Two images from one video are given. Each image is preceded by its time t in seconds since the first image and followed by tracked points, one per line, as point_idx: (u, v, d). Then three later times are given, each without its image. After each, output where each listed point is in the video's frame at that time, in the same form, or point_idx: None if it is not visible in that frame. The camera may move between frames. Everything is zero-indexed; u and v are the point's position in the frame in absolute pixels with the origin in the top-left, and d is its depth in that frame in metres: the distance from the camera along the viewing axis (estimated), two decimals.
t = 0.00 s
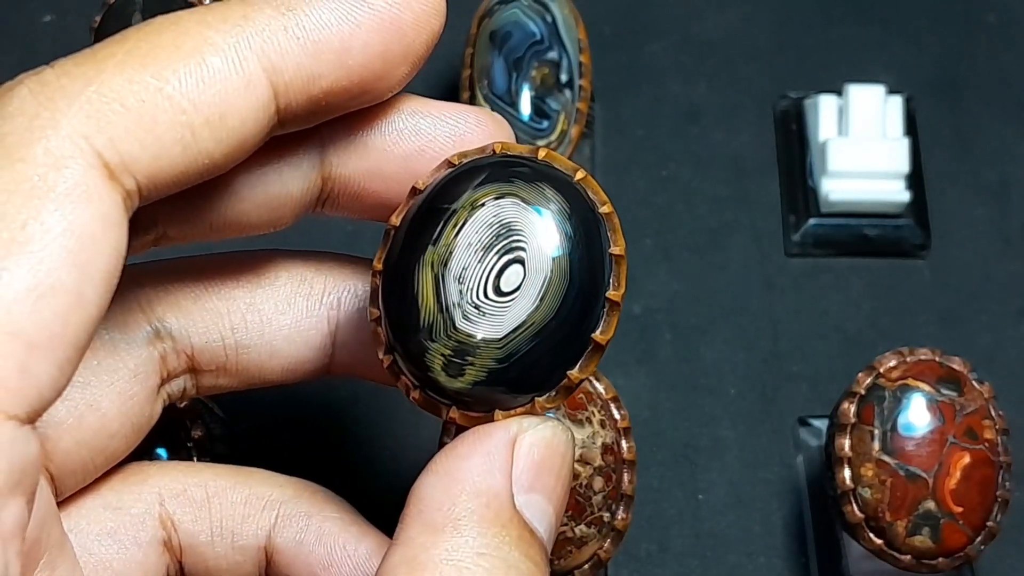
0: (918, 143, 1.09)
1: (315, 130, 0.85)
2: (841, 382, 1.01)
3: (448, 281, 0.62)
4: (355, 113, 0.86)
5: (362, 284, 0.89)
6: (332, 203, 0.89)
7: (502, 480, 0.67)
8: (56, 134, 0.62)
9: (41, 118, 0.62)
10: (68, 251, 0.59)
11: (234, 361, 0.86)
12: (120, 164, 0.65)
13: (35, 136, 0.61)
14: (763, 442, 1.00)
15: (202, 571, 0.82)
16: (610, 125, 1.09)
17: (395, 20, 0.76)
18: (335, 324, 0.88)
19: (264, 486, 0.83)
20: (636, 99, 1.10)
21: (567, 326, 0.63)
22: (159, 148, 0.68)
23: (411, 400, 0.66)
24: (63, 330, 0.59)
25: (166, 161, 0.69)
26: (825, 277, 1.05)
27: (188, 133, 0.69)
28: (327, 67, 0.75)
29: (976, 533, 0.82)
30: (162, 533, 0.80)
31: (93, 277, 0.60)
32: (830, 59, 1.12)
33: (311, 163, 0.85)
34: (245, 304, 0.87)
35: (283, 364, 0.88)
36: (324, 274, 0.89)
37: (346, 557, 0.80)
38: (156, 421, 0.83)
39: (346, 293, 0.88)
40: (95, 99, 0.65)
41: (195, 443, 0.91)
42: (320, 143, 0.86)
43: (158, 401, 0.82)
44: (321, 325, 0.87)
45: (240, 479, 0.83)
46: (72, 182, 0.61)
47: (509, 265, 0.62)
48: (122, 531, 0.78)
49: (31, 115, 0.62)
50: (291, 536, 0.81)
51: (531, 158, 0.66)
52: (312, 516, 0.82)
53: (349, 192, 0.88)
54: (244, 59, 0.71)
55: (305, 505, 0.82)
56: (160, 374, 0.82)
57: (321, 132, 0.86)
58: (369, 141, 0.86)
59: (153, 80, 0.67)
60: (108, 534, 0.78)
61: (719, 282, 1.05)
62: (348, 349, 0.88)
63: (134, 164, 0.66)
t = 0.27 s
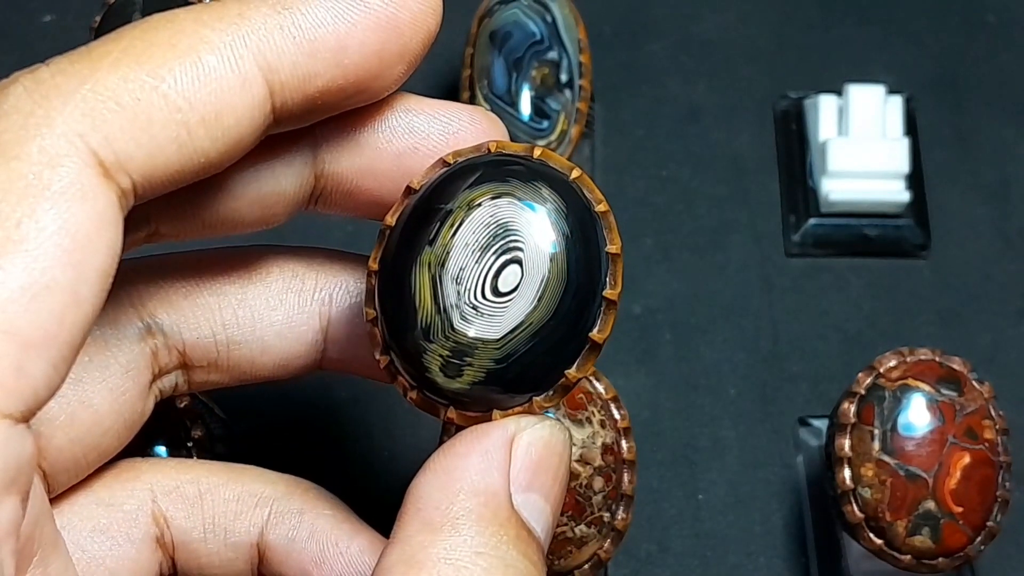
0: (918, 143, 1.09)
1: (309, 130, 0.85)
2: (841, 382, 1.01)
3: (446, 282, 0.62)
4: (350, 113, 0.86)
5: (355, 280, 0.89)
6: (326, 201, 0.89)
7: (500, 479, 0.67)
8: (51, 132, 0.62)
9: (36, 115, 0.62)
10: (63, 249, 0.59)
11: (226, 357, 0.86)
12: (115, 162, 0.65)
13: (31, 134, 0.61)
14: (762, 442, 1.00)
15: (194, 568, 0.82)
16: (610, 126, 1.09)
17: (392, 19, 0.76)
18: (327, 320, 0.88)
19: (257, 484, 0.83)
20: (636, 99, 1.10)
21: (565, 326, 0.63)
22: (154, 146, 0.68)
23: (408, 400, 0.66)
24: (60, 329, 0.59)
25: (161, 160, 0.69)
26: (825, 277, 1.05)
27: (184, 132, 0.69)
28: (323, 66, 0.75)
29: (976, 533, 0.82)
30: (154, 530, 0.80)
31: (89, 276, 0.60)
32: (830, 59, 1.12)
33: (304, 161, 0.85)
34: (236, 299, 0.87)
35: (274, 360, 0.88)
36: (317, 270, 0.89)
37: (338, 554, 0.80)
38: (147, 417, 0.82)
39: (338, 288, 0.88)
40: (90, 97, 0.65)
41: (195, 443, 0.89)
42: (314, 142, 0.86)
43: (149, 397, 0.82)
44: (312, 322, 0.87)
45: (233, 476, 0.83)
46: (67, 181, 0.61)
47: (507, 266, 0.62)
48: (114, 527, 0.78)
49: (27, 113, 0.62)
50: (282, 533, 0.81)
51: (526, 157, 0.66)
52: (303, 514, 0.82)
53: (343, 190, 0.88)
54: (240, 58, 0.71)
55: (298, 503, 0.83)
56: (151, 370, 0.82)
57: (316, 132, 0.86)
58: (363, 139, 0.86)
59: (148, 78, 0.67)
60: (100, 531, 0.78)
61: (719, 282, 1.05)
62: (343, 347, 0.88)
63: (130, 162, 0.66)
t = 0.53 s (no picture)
0: (918, 143, 1.09)
1: (305, 130, 0.85)
2: (841, 382, 1.01)
3: (446, 284, 0.62)
4: (345, 111, 0.86)
5: (351, 277, 0.89)
6: (322, 199, 0.89)
7: (501, 479, 0.67)
8: (48, 131, 0.62)
9: (33, 115, 0.62)
10: (61, 249, 0.59)
11: (220, 354, 0.86)
12: (112, 162, 0.65)
13: (28, 133, 0.61)
14: (763, 443, 1.00)
15: (188, 565, 0.82)
16: (610, 126, 1.09)
17: (389, 18, 0.76)
18: (321, 316, 0.88)
19: (251, 482, 0.83)
20: (636, 99, 1.10)
21: (565, 328, 0.63)
22: (152, 146, 0.68)
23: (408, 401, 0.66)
24: (57, 329, 0.59)
25: (158, 159, 0.69)
26: (825, 277, 1.05)
27: (181, 132, 0.69)
28: (320, 66, 0.75)
29: (976, 533, 0.82)
30: (149, 526, 0.80)
31: (87, 276, 0.60)
32: (830, 59, 1.12)
33: (299, 158, 0.85)
34: (229, 296, 0.87)
35: (267, 356, 0.88)
36: (312, 268, 0.89)
37: (333, 552, 0.80)
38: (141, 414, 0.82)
39: (333, 285, 0.88)
40: (87, 96, 0.65)
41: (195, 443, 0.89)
42: (309, 140, 0.85)
43: (143, 393, 0.82)
44: (306, 318, 0.87)
45: (227, 474, 0.83)
46: (64, 181, 0.61)
47: (507, 268, 0.62)
48: (109, 525, 0.78)
49: (24, 112, 0.62)
50: (276, 531, 0.81)
51: (524, 158, 0.66)
52: (298, 511, 0.82)
53: (339, 188, 0.88)
54: (237, 57, 0.71)
55: (291, 500, 0.83)
56: (145, 367, 0.82)
57: (312, 131, 0.86)
58: (359, 137, 0.86)
59: (145, 77, 0.67)
60: (95, 528, 0.78)
61: (719, 282, 1.05)
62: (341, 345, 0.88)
63: (127, 161, 0.66)
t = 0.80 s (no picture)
0: (918, 143, 1.09)
1: (304, 130, 0.86)
2: (841, 382, 1.01)
3: (448, 287, 0.62)
4: (344, 110, 0.86)
5: (349, 275, 0.89)
6: (320, 198, 0.89)
7: (502, 480, 0.67)
8: (47, 132, 0.62)
9: (33, 115, 0.62)
10: (61, 249, 0.59)
11: (219, 353, 0.86)
12: (112, 162, 0.65)
13: (27, 134, 0.61)
14: (763, 443, 1.00)
15: (189, 564, 0.82)
16: (610, 126, 1.09)
17: (388, 16, 0.76)
18: (321, 314, 0.88)
19: (251, 480, 0.83)
20: (636, 99, 1.10)
21: (567, 331, 0.64)
22: (151, 146, 0.68)
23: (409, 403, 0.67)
24: (58, 329, 0.59)
25: (158, 159, 0.69)
26: (825, 277, 1.05)
27: (180, 131, 0.69)
28: (320, 64, 0.75)
29: (976, 533, 0.82)
30: (150, 526, 0.80)
31: (87, 276, 0.60)
32: (830, 59, 1.12)
33: (299, 157, 0.85)
34: (229, 294, 0.87)
35: (266, 354, 0.88)
36: (310, 266, 0.89)
37: (334, 550, 0.80)
38: (140, 412, 0.82)
39: (331, 283, 0.88)
40: (86, 96, 0.65)
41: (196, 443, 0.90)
42: (309, 140, 0.86)
43: (143, 392, 0.82)
44: (305, 316, 0.88)
45: (227, 472, 0.83)
46: (63, 181, 0.61)
47: (509, 271, 0.62)
48: (110, 524, 0.78)
49: (23, 112, 0.62)
50: (277, 529, 0.82)
51: (526, 159, 0.66)
52: (298, 509, 0.82)
53: (338, 187, 0.88)
54: (236, 56, 0.71)
55: (292, 498, 0.83)
56: (144, 366, 0.82)
57: (311, 130, 0.86)
58: (360, 137, 0.86)
59: (145, 77, 0.67)
60: (95, 528, 0.77)
61: (719, 282, 1.05)
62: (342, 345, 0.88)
63: (127, 161, 0.66)
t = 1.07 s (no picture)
0: (918, 143, 1.09)
1: (304, 130, 0.86)
2: (841, 382, 1.01)
3: (441, 290, 0.62)
4: (344, 111, 0.86)
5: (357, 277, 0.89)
6: (325, 199, 0.89)
7: (503, 481, 0.67)
8: (49, 133, 0.62)
9: (34, 115, 0.62)
10: (63, 250, 0.59)
11: (230, 357, 0.86)
12: (113, 163, 0.65)
13: (29, 134, 0.61)
14: (763, 443, 1.00)
15: (201, 568, 0.82)
16: (610, 126, 1.09)
17: (389, 17, 0.76)
18: (332, 317, 0.88)
19: (262, 482, 0.83)
20: (636, 99, 1.10)
21: (560, 331, 0.63)
22: (153, 146, 0.68)
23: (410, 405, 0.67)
24: (60, 330, 0.59)
25: (159, 160, 0.69)
26: (825, 277, 1.05)
27: (182, 132, 0.69)
28: (321, 65, 0.75)
29: (976, 533, 0.82)
30: (159, 533, 0.79)
31: (89, 278, 0.60)
32: (829, 59, 1.12)
33: (300, 158, 0.85)
34: (241, 298, 0.87)
35: (279, 358, 0.88)
36: (322, 270, 0.89)
37: (349, 553, 0.80)
38: (151, 418, 0.83)
39: (342, 287, 0.88)
40: (88, 97, 0.65)
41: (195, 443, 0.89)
42: (310, 141, 0.86)
43: (153, 399, 0.82)
44: (316, 318, 0.87)
45: (236, 475, 0.83)
46: (65, 181, 0.61)
47: (501, 272, 0.62)
48: (117, 531, 0.78)
49: (25, 113, 0.62)
50: (290, 532, 0.81)
51: (518, 160, 0.66)
52: (311, 511, 0.82)
53: (341, 188, 0.88)
54: (238, 57, 0.71)
55: (303, 501, 0.83)
56: (155, 372, 0.82)
57: (314, 132, 0.86)
58: (359, 138, 0.86)
59: (146, 77, 0.67)
60: (103, 535, 0.77)
61: (719, 282, 1.05)
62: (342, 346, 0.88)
63: (128, 162, 0.66)
